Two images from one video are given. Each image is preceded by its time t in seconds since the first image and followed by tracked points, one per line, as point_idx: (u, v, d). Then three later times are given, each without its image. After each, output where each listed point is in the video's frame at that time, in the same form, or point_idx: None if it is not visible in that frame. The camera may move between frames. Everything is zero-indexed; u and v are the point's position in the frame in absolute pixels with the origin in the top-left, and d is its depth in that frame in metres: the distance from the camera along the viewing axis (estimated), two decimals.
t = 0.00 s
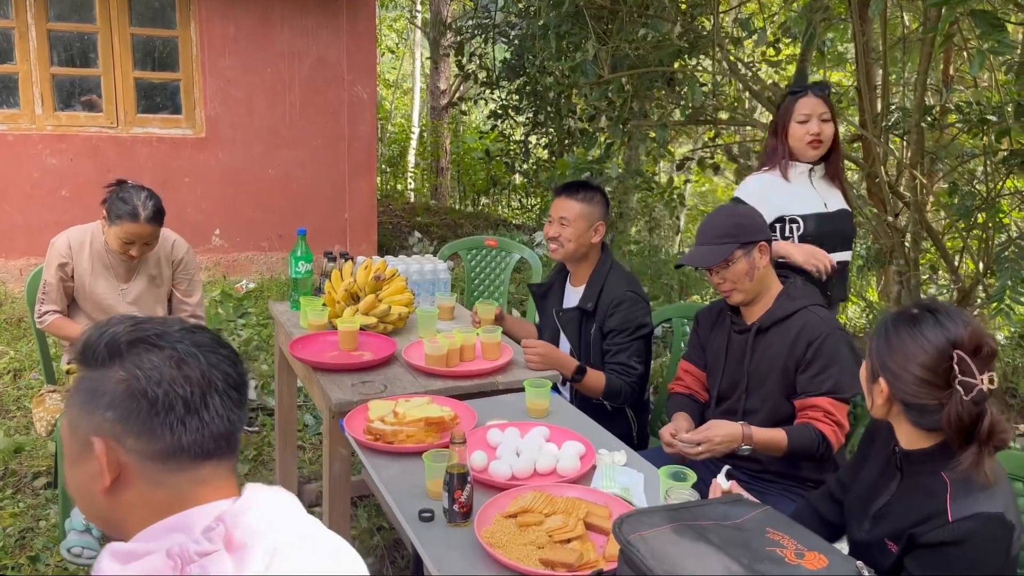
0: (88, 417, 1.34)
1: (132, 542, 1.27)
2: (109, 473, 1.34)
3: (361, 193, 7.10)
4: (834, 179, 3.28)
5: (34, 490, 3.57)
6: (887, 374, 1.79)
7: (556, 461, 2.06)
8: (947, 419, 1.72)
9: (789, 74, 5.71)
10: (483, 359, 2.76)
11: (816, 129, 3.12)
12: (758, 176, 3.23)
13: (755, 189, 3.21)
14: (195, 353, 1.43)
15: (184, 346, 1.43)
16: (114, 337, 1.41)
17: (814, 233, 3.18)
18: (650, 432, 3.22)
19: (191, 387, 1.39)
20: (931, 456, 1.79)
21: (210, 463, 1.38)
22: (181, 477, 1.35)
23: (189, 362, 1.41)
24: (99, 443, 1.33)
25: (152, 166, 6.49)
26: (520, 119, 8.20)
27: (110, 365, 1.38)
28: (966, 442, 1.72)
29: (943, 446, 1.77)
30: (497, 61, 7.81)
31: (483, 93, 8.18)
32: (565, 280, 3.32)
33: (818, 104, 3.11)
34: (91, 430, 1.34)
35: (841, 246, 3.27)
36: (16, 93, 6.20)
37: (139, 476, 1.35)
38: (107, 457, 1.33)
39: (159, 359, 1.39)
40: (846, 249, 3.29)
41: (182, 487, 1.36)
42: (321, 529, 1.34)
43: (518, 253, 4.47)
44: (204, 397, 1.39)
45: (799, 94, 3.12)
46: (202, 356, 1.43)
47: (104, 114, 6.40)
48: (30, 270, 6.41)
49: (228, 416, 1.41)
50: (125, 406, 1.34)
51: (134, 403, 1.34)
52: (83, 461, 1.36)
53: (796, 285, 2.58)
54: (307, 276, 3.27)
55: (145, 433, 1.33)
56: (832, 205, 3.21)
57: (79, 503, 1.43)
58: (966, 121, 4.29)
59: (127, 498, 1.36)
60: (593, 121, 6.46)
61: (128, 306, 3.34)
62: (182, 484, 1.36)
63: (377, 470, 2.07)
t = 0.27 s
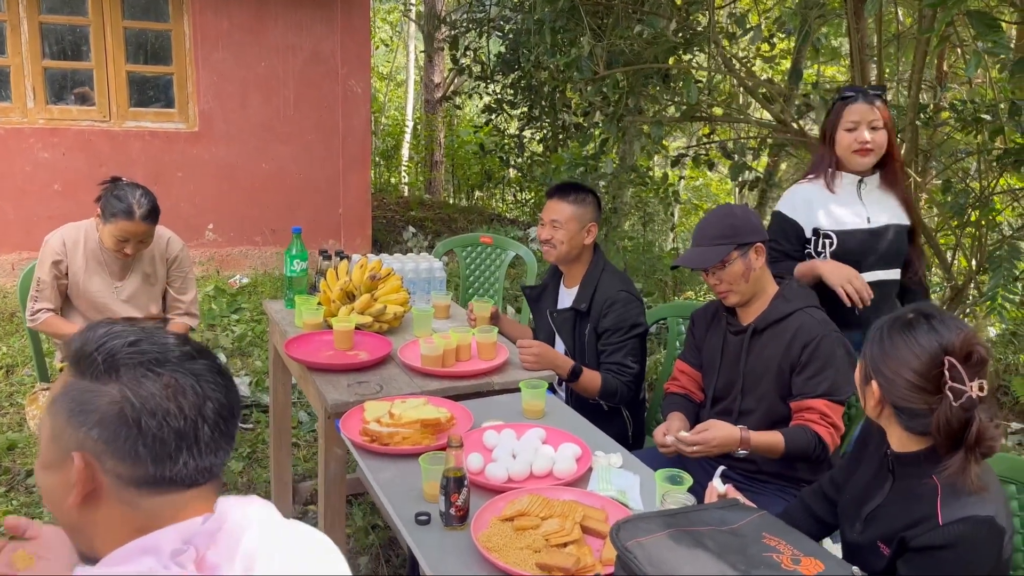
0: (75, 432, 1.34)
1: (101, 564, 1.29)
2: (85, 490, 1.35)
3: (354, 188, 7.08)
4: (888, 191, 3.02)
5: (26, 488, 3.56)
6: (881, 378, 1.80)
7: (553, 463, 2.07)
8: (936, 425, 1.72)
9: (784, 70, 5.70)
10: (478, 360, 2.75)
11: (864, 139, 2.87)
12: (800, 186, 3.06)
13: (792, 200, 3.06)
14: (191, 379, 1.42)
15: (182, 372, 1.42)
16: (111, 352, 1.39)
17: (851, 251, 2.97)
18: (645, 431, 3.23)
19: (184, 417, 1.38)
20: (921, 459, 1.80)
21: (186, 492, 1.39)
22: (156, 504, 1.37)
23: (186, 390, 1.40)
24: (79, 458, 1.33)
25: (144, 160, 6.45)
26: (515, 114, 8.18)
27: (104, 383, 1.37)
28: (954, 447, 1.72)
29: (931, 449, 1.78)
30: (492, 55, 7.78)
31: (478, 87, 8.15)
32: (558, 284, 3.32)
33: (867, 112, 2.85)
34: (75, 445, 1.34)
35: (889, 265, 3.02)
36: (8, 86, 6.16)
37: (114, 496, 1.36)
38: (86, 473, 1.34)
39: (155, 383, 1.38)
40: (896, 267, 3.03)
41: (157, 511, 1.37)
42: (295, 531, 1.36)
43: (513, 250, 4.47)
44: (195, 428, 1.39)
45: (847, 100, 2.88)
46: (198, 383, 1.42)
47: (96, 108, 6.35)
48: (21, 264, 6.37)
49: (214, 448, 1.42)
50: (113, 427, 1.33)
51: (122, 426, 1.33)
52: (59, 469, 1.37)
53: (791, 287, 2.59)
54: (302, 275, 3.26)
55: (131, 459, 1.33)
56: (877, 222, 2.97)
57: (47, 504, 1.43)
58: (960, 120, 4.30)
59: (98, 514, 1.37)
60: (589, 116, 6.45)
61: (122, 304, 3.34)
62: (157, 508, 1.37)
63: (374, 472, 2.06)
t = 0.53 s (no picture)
0: (59, 457, 1.35)
1: None
2: (71, 513, 1.37)
3: (350, 185, 7.06)
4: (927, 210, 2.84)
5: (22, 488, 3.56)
6: (875, 386, 1.81)
7: (550, 469, 2.08)
8: (934, 428, 1.73)
9: (781, 69, 5.70)
10: (476, 363, 2.76)
11: (894, 153, 2.72)
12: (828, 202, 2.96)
13: (817, 216, 2.97)
14: (176, 398, 1.42)
15: (166, 391, 1.42)
16: (93, 373, 1.39)
17: (876, 272, 2.83)
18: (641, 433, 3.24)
19: (170, 438, 1.39)
20: (914, 465, 1.81)
21: (173, 510, 1.41)
22: (142, 525, 1.39)
23: (171, 410, 1.40)
24: (65, 482, 1.35)
25: (140, 157, 6.43)
26: (511, 111, 8.17)
27: (88, 406, 1.37)
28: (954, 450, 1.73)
29: (925, 454, 1.79)
30: (488, 53, 7.76)
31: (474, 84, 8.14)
32: (555, 287, 3.33)
33: (895, 125, 2.69)
34: (60, 469, 1.35)
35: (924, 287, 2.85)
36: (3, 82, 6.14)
37: (102, 517, 1.38)
38: (72, 497, 1.36)
39: (139, 404, 1.38)
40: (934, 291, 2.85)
41: (146, 530, 1.40)
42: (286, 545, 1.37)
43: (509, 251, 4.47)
44: (183, 447, 1.40)
45: (876, 112, 2.74)
46: (183, 402, 1.43)
47: (91, 105, 6.33)
48: (16, 261, 6.35)
49: (203, 465, 1.43)
50: (97, 451, 1.34)
51: (107, 450, 1.34)
52: (44, 492, 1.38)
53: (787, 291, 2.60)
54: (299, 276, 3.26)
55: (117, 482, 1.34)
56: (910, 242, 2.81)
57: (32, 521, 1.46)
58: (955, 122, 4.31)
59: (87, 535, 1.40)
60: (585, 115, 6.45)
61: (119, 305, 3.35)
62: (145, 528, 1.40)
63: (372, 477, 2.07)
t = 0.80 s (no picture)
0: (45, 481, 1.34)
1: None
2: (61, 537, 1.36)
3: (346, 184, 7.05)
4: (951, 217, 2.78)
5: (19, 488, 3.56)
6: (911, 399, 1.77)
7: (549, 473, 2.08)
8: (970, 429, 1.76)
9: (777, 71, 5.72)
10: (474, 366, 2.77)
11: (916, 153, 2.68)
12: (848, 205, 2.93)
13: (836, 219, 2.94)
14: (159, 412, 1.44)
15: (150, 406, 1.43)
16: (74, 393, 1.39)
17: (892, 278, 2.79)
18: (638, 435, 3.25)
19: (159, 452, 1.40)
20: (918, 472, 1.82)
21: (165, 522, 1.42)
22: (134, 540, 1.39)
23: (157, 424, 1.42)
24: (54, 505, 1.34)
25: (136, 156, 6.42)
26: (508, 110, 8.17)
27: (72, 426, 1.37)
28: (980, 448, 1.79)
29: (930, 461, 1.80)
30: (485, 52, 7.77)
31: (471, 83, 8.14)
32: (553, 290, 3.34)
33: (921, 123, 2.66)
34: (47, 493, 1.34)
35: (946, 295, 2.77)
36: None
37: (94, 537, 1.37)
38: (62, 519, 1.34)
39: (124, 421, 1.39)
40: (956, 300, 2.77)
41: (139, 545, 1.39)
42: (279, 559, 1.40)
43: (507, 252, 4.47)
44: (172, 460, 1.42)
45: (901, 109, 2.71)
46: (168, 416, 1.44)
47: (88, 103, 6.32)
48: (12, 259, 6.33)
49: (191, 474, 1.45)
50: (86, 471, 1.34)
51: (96, 469, 1.34)
52: (29, 520, 1.36)
53: (785, 296, 2.63)
54: (297, 278, 3.26)
55: (109, 500, 1.35)
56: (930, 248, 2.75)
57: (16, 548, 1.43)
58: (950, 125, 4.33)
59: (77, 556, 1.38)
60: (582, 114, 6.45)
61: (116, 306, 3.36)
62: (137, 543, 1.39)
63: (369, 481, 2.08)
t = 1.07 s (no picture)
0: (53, 481, 1.35)
1: None
2: (68, 538, 1.37)
3: (344, 185, 7.06)
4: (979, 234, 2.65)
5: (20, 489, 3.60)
6: (920, 406, 1.77)
7: (547, 477, 2.10)
8: (972, 431, 1.79)
9: (774, 74, 5.74)
10: (472, 370, 2.78)
11: (936, 170, 2.58)
12: (868, 226, 2.86)
13: (857, 241, 2.87)
14: (167, 414, 1.45)
15: (158, 409, 1.45)
16: (83, 395, 1.41)
17: (911, 301, 2.68)
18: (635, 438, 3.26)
19: (166, 453, 1.41)
20: (916, 477, 1.83)
21: (169, 523, 1.42)
22: (142, 541, 1.39)
23: (165, 426, 1.43)
24: (63, 506, 1.35)
25: (134, 156, 6.42)
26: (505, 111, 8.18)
27: (81, 428, 1.38)
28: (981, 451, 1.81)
29: (927, 468, 1.82)
30: (483, 52, 7.78)
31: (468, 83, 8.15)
32: (550, 294, 3.35)
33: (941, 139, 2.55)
34: (55, 494, 1.35)
35: (974, 318, 2.63)
36: None
37: (101, 537, 1.37)
38: (71, 520, 1.35)
39: (133, 422, 1.40)
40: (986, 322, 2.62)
41: (145, 545, 1.40)
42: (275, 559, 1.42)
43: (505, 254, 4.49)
44: (179, 461, 1.43)
45: (924, 122, 2.61)
46: (175, 418, 1.46)
47: (85, 103, 6.32)
48: (9, 259, 6.32)
49: (197, 476, 1.47)
50: (95, 471, 1.35)
51: (106, 469, 1.35)
52: (37, 520, 1.37)
53: (782, 303, 2.67)
54: (296, 280, 3.27)
55: (116, 501, 1.36)
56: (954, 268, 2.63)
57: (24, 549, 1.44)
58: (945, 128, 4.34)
59: (85, 557, 1.39)
60: (579, 115, 6.47)
61: (115, 308, 3.37)
62: (143, 543, 1.40)
63: (368, 485, 2.09)
